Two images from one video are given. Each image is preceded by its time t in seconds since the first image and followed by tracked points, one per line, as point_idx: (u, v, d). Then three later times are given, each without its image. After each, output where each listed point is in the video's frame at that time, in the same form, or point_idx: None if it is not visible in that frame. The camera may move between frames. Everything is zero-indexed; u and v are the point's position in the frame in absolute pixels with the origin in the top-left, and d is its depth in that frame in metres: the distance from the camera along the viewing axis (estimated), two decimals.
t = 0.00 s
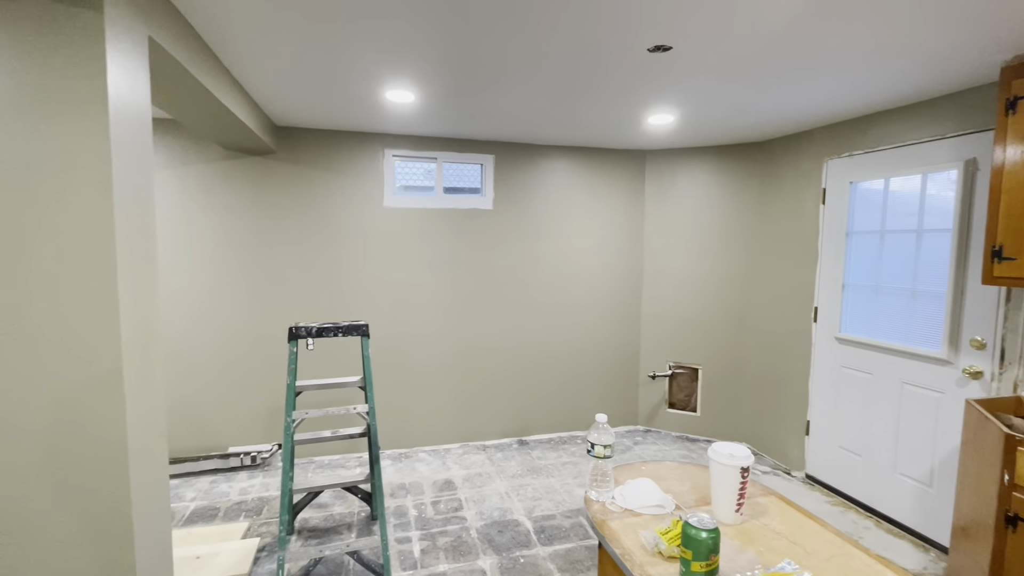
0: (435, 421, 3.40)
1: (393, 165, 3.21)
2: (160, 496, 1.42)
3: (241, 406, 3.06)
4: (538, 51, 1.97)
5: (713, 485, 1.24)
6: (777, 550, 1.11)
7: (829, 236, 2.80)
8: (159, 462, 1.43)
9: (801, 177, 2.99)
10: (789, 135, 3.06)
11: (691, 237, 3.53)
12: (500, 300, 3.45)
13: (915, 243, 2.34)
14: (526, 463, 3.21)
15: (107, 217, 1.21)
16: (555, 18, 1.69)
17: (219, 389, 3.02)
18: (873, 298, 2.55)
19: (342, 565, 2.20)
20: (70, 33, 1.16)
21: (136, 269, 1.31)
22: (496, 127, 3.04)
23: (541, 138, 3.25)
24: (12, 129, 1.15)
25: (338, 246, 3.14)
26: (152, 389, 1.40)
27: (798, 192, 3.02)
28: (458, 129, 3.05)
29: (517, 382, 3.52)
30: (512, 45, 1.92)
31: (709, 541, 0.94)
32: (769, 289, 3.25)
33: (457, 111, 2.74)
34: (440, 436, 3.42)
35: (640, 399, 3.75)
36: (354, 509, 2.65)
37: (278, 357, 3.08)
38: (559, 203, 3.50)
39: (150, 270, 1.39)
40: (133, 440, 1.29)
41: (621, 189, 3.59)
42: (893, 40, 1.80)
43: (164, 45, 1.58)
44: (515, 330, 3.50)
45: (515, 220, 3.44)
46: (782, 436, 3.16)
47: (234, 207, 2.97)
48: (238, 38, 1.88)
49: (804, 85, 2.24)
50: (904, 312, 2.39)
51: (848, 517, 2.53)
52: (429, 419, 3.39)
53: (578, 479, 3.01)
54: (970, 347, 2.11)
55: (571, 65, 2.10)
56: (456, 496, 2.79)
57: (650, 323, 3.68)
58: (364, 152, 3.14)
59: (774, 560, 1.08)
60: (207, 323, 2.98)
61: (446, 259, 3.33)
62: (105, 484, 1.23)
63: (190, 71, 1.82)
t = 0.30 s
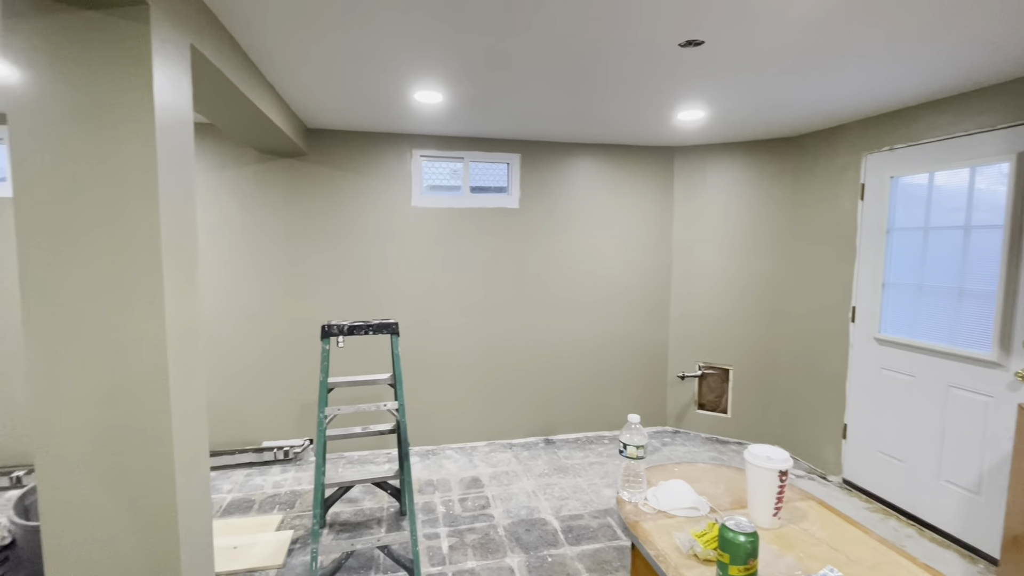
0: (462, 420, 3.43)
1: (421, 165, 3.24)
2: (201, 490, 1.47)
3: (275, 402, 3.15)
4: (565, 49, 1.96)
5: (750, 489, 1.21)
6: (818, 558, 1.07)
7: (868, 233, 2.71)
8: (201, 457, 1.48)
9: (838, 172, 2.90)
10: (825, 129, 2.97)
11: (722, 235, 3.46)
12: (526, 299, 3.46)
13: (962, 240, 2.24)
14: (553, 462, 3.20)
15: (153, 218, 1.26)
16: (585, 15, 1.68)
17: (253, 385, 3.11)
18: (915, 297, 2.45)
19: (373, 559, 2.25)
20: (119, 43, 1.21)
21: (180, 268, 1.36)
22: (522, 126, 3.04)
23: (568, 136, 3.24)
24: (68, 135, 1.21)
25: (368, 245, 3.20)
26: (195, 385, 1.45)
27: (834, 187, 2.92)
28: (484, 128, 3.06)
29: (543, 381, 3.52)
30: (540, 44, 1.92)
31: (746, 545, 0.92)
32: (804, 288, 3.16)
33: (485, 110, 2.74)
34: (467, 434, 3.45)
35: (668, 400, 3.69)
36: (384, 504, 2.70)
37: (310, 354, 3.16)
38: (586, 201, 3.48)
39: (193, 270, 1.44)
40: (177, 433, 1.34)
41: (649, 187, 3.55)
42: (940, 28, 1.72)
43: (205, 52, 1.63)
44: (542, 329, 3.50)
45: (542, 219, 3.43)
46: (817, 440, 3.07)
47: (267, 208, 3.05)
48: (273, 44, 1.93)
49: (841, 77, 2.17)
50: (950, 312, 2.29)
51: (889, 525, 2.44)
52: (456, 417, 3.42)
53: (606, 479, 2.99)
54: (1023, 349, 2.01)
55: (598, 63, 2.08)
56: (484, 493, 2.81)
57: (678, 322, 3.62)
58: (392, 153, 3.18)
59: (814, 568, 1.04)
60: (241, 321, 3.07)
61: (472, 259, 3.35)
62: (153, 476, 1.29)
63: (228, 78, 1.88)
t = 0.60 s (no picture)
0: (495, 417, 3.45)
1: (454, 163, 3.27)
2: (251, 480, 1.52)
3: (314, 397, 3.24)
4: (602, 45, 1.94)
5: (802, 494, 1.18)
6: (878, 568, 1.03)
7: (921, 229, 2.58)
8: (251, 448, 1.54)
9: (888, 166, 2.77)
10: (874, 120, 2.84)
11: (762, 232, 3.36)
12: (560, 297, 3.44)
13: None
14: (586, 461, 3.19)
15: (207, 219, 1.31)
16: (625, 9, 1.65)
17: (293, 379, 3.21)
18: (974, 296, 2.33)
19: (410, 552, 2.29)
20: (177, 51, 1.27)
21: (231, 267, 1.41)
22: (556, 123, 3.03)
23: (603, 132, 3.20)
24: (130, 140, 1.27)
25: (403, 244, 3.25)
26: (246, 379, 1.51)
27: (884, 181, 2.80)
28: (518, 125, 3.06)
29: (576, 379, 3.50)
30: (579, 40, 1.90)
31: (803, 551, 0.90)
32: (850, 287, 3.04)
33: (519, 108, 2.74)
34: (500, 431, 3.46)
35: (705, 401, 3.62)
36: (420, 498, 2.74)
37: (348, 350, 3.23)
38: (621, 198, 3.44)
39: (243, 268, 1.49)
40: (228, 424, 1.39)
41: (685, 183, 3.48)
42: (1007, 12, 1.62)
43: (253, 57, 1.69)
44: (575, 328, 3.48)
45: (575, 217, 3.41)
46: (864, 445, 2.94)
47: (306, 207, 3.13)
48: (316, 47, 1.98)
49: (895, 65, 2.07)
50: (1014, 312, 2.16)
51: (943, 535, 2.33)
52: (489, 414, 3.44)
53: (641, 480, 2.95)
54: None
55: (636, 57, 2.05)
56: (518, 491, 2.82)
57: (716, 321, 3.55)
58: (427, 152, 3.22)
59: None
60: (282, 317, 3.16)
61: (507, 256, 3.36)
62: (207, 466, 1.35)
63: (273, 81, 1.94)
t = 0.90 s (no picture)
0: (529, 415, 3.44)
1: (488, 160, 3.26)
2: (295, 472, 1.55)
3: (350, 392, 3.30)
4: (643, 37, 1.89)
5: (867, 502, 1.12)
6: None
7: (983, 224, 2.43)
8: (295, 441, 1.56)
9: (946, 157, 2.62)
10: (930, 110, 2.69)
11: (806, 227, 3.23)
12: (594, 294, 3.40)
13: None
14: (621, 461, 3.14)
15: (256, 216, 1.33)
16: None
17: (330, 374, 3.27)
18: None
19: (446, 547, 2.30)
20: (228, 52, 1.30)
21: (279, 264, 1.44)
22: (591, 118, 2.99)
23: (639, 126, 3.14)
24: (184, 140, 1.31)
25: (438, 240, 3.26)
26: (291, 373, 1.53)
27: (941, 174, 2.65)
28: (553, 121, 3.03)
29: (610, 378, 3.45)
30: (620, 33, 1.86)
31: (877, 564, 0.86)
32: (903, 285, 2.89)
33: (554, 103, 2.72)
34: (533, 429, 3.45)
35: (744, 402, 3.51)
36: (454, 494, 2.75)
37: (383, 346, 3.28)
38: (657, 194, 3.37)
39: (289, 265, 1.52)
40: (275, 418, 1.42)
41: (724, 178, 3.38)
42: None
43: (298, 57, 1.72)
44: (609, 326, 3.43)
45: (610, 213, 3.36)
46: (918, 452, 2.80)
47: (344, 205, 3.18)
48: (356, 46, 2.00)
49: (956, 50, 1.95)
50: None
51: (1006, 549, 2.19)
52: (522, 412, 3.43)
53: (678, 482, 2.89)
54: None
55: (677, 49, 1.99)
56: (552, 489, 2.80)
57: (756, 321, 3.44)
58: (461, 149, 3.23)
59: None
60: (321, 313, 3.23)
61: (541, 253, 3.34)
62: (255, 458, 1.38)
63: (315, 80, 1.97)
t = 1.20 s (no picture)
0: (565, 415, 3.38)
1: (523, 156, 3.22)
2: (333, 470, 1.55)
3: (386, 389, 3.32)
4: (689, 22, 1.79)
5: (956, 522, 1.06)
6: None
7: None
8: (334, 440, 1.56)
9: None
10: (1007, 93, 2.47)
11: (861, 221, 3.04)
12: (632, 292, 3.31)
13: None
14: (660, 465, 3.04)
15: (295, 212, 1.32)
16: None
17: (366, 371, 3.30)
18: None
19: (481, 548, 2.27)
20: (268, 48, 1.29)
21: (317, 260, 1.43)
22: (631, 110, 2.89)
23: (681, 118, 3.02)
24: (225, 138, 1.31)
25: (473, 238, 3.24)
26: (330, 371, 1.53)
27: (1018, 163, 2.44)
28: (591, 114, 2.95)
29: (648, 378, 3.36)
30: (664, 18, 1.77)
31: None
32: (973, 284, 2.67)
33: (593, 96, 2.64)
34: (569, 429, 3.39)
35: (792, 406, 3.35)
36: (489, 493, 2.72)
37: (418, 343, 3.28)
38: (699, 189, 3.24)
39: (327, 263, 1.50)
40: (313, 416, 1.41)
41: (771, 171, 3.22)
42: None
43: (335, 53, 1.71)
44: (648, 325, 3.33)
45: (649, 208, 3.25)
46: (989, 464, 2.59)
47: (380, 203, 3.19)
48: (393, 42, 1.99)
49: None
50: None
51: None
52: (558, 411, 3.38)
53: (721, 488, 2.77)
54: None
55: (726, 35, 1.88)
56: (589, 491, 2.74)
57: (805, 320, 3.27)
58: (496, 145, 3.19)
59: None
60: (357, 310, 3.26)
61: (577, 250, 3.27)
62: (293, 455, 1.38)
63: (353, 78, 1.96)
